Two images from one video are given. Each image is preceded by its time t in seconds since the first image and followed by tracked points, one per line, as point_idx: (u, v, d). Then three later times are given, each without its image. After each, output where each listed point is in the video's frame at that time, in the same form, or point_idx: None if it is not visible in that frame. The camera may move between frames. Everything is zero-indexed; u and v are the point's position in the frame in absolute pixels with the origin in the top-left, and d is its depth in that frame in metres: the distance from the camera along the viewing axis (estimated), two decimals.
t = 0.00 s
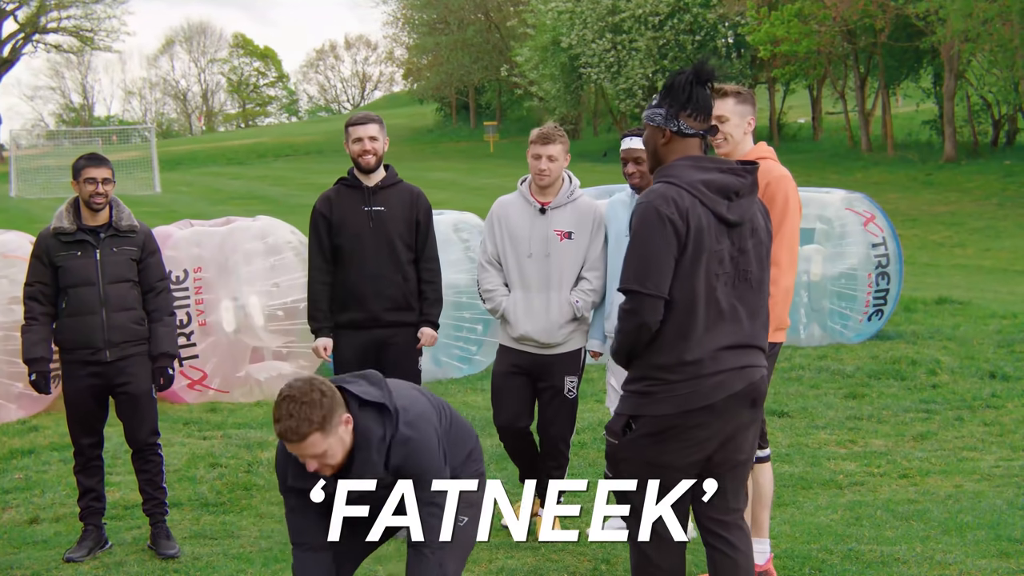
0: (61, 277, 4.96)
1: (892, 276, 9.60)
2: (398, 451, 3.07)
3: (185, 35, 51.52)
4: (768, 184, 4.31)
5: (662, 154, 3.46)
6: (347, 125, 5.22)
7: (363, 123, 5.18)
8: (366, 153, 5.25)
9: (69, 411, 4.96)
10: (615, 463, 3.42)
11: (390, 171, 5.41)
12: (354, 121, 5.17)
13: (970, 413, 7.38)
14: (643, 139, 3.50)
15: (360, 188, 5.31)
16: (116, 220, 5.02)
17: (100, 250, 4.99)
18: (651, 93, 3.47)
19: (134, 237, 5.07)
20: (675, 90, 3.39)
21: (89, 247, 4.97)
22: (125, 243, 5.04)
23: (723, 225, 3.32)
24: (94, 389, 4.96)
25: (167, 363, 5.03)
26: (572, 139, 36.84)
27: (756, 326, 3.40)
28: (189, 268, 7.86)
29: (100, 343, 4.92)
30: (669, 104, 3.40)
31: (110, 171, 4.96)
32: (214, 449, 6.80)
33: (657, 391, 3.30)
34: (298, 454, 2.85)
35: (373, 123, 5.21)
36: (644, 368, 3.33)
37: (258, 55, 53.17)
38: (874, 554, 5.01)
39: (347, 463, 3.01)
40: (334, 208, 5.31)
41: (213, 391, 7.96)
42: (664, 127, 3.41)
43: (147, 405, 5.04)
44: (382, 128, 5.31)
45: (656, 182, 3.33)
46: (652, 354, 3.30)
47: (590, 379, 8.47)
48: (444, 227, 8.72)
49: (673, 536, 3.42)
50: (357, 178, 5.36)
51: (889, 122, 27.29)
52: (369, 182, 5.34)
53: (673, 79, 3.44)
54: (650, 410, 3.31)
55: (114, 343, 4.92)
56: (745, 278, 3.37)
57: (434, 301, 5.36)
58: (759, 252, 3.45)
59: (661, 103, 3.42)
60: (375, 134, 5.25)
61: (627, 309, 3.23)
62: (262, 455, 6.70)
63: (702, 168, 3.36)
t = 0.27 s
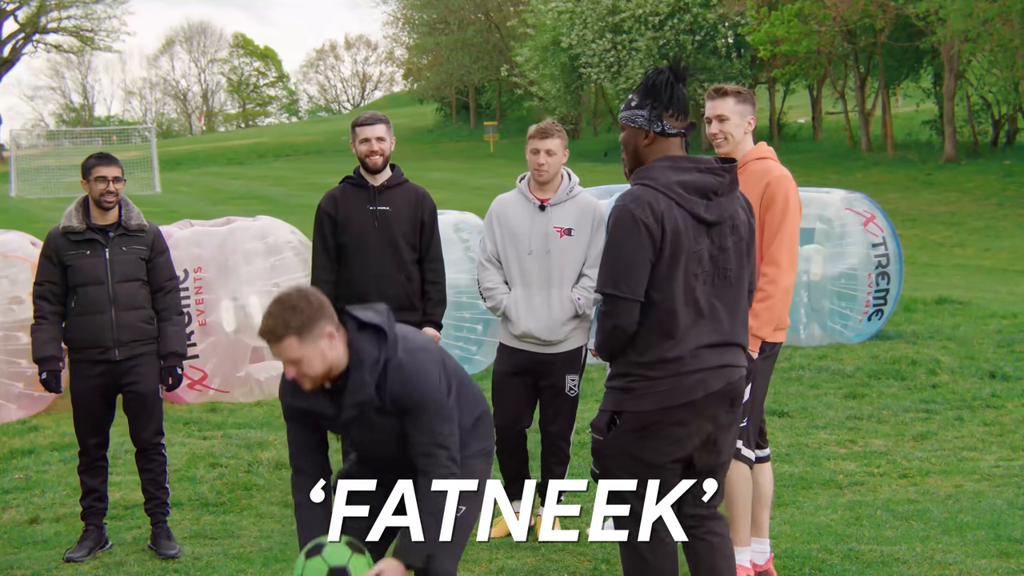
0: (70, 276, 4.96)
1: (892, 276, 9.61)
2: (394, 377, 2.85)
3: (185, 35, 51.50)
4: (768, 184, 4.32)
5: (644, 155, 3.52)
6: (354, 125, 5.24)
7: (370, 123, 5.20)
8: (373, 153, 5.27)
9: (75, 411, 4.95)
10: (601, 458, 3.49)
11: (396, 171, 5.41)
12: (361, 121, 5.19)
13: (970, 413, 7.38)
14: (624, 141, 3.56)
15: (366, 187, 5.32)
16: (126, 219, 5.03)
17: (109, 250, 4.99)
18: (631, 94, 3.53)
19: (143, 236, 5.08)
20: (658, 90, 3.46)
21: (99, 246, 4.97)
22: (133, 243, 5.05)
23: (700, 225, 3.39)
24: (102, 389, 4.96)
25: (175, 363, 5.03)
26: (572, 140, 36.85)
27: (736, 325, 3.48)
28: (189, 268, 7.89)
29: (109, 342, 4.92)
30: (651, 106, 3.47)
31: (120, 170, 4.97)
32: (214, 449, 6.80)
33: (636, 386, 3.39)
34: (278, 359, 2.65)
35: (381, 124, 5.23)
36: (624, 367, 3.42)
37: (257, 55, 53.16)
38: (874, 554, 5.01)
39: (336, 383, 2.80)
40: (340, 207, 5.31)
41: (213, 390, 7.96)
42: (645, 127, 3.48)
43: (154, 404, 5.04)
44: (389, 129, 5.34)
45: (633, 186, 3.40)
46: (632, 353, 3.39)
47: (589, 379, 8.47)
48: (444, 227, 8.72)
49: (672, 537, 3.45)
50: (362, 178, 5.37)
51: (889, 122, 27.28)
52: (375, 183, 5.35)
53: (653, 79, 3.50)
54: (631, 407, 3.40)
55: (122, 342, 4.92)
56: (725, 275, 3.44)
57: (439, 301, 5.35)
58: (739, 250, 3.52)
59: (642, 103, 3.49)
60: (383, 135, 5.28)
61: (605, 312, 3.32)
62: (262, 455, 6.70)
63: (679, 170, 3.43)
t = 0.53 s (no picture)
0: (80, 276, 4.96)
1: (892, 276, 9.61)
2: (386, 273, 3.06)
3: (185, 35, 51.51)
4: (768, 184, 4.31)
5: (635, 157, 3.51)
6: (357, 126, 5.23)
7: (373, 124, 5.19)
8: (375, 154, 5.25)
9: (81, 410, 4.95)
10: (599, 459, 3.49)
11: (401, 172, 5.40)
12: (364, 122, 5.18)
13: (970, 413, 7.38)
14: (614, 144, 3.54)
15: (371, 187, 5.32)
16: (136, 219, 5.03)
17: (118, 249, 5.00)
18: (620, 94, 3.53)
19: (152, 236, 5.08)
20: (650, 91, 3.47)
21: (108, 246, 4.98)
22: (143, 243, 5.06)
23: (695, 226, 3.42)
24: (109, 388, 4.96)
25: (183, 363, 5.03)
26: (572, 140, 36.83)
27: (728, 325, 3.53)
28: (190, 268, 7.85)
29: (117, 342, 4.92)
30: (643, 107, 3.47)
31: (130, 169, 4.97)
32: (215, 450, 6.80)
33: (635, 385, 3.40)
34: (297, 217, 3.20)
35: (383, 124, 5.21)
36: (622, 368, 3.43)
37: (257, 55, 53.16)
38: (874, 554, 5.01)
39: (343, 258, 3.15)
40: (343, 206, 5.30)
41: (213, 391, 7.99)
42: (638, 129, 3.47)
43: (161, 404, 5.04)
44: (392, 129, 5.31)
45: (629, 188, 3.40)
46: (628, 353, 3.40)
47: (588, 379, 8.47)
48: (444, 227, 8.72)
49: (673, 536, 3.46)
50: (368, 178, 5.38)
51: (889, 122, 27.27)
52: (380, 183, 5.35)
53: (644, 80, 3.51)
54: (631, 406, 3.40)
55: (132, 342, 4.92)
56: (720, 276, 3.48)
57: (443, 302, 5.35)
58: (730, 249, 3.56)
59: (634, 105, 3.48)
60: (385, 135, 5.25)
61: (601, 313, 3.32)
62: (262, 455, 6.70)
63: (675, 171, 3.43)
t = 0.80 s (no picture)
0: (85, 276, 4.96)
1: (893, 276, 9.60)
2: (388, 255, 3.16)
3: (186, 36, 51.53)
4: (769, 184, 4.31)
5: (644, 156, 3.51)
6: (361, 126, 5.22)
7: (375, 124, 5.17)
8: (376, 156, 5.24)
9: (85, 409, 4.95)
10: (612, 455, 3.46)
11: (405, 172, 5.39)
12: (367, 123, 5.17)
13: (970, 413, 7.38)
14: (622, 144, 3.53)
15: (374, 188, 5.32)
16: (141, 220, 5.04)
17: (124, 249, 5.00)
18: (627, 95, 3.52)
19: (157, 237, 5.09)
20: (658, 90, 3.47)
21: (113, 246, 4.98)
22: (148, 244, 5.06)
23: (710, 225, 3.47)
24: (113, 389, 4.96)
25: (187, 364, 5.02)
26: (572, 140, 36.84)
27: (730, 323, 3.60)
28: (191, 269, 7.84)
29: (121, 343, 4.92)
30: (652, 106, 3.47)
31: (136, 170, 4.98)
32: (215, 450, 6.80)
33: (656, 382, 3.40)
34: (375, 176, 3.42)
35: (386, 125, 5.19)
36: (641, 364, 3.42)
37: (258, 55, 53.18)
38: (875, 554, 5.01)
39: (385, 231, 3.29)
40: (346, 206, 5.30)
41: (213, 391, 7.98)
42: (646, 129, 3.48)
43: (164, 405, 5.04)
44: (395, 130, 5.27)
45: (648, 187, 3.40)
46: (647, 349, 3.40)
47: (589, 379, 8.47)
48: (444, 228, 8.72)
49: (674, 536, 3.45)
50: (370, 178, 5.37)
51: (889, 122, 27.27)
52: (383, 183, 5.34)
53: (651, 81, 3.51)
54: (649, 402, 3.40)
55: (135, 343, 4.92)
56: (727, 275, 3.56)
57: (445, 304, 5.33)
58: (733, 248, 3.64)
59: (643, 105, 3.48)
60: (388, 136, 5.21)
61: (628, 309, 3.30)
62: (263, 455, 6.70)
63: (690, 171, 3.46)
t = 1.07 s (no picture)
0: (85, 276, 4.96)
1: (894, 276, 9.60)
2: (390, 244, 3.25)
3: (186, 36, 51.54)
4: (769, 183, 4.31)
5: (658, 157, 3.51)
6: (365, 126, 5.14)
7: (381, 125, 5.08)
8: (380, 156, 5.18)
9: (85, 409, 4.95)
10: (641, 451, 3.43)
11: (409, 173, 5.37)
12: (372, 124, 5.08)
13: (970, 413, 7.38)
14: (636, 144, 3.53)
15: (376, 188, 5.30)
16: (142, 219, 5.04)
17: (124, 250, 5.00)
18: (639, 96, 3.52)
19: (158, 238, 5.09)
20: (671, 92, 3.48)
21: (114, 246, 4.98)
22: (149, 244, 5.06)
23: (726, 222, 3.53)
24: (112, 390, 4.96)
25: (187, 365, 5.02)
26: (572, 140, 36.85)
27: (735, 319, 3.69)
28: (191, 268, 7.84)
29: (121, 343, 4.92)
30: (666, 107, 3.48)
31: (137, 170, 4.98)
32: (216, 450, 6.80)
33: (689, 380, 3.41)
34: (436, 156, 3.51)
35: (391, 126, 5.10)
36: (673, 361, 3.41)
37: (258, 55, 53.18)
38: (875, 554, 5.01)
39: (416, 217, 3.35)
40: (348, 206, 5.30)
41: (213, 391, 8.00)
42: (660, 130, 3.48)
43: (164, 405, 5.04)
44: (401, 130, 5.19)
45: (675, 185, 3.40)
46: (679, 347, 3.41)
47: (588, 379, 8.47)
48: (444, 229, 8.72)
49: (675, 537, 3.45)
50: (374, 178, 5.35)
51: (889, 123, 27.27)
52: (386, 184, 5.32)
53: (661, 82, 3.52)
54: (682, 400, 3.40)
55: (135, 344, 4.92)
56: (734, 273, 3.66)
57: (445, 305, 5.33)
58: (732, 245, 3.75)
59: (656, 106, 3.49)
60: (392, 137, 5.15)
61: (666, 306, 3.30)
62: (263, 455, 6.70)
63: (708, 170, 3.50)
